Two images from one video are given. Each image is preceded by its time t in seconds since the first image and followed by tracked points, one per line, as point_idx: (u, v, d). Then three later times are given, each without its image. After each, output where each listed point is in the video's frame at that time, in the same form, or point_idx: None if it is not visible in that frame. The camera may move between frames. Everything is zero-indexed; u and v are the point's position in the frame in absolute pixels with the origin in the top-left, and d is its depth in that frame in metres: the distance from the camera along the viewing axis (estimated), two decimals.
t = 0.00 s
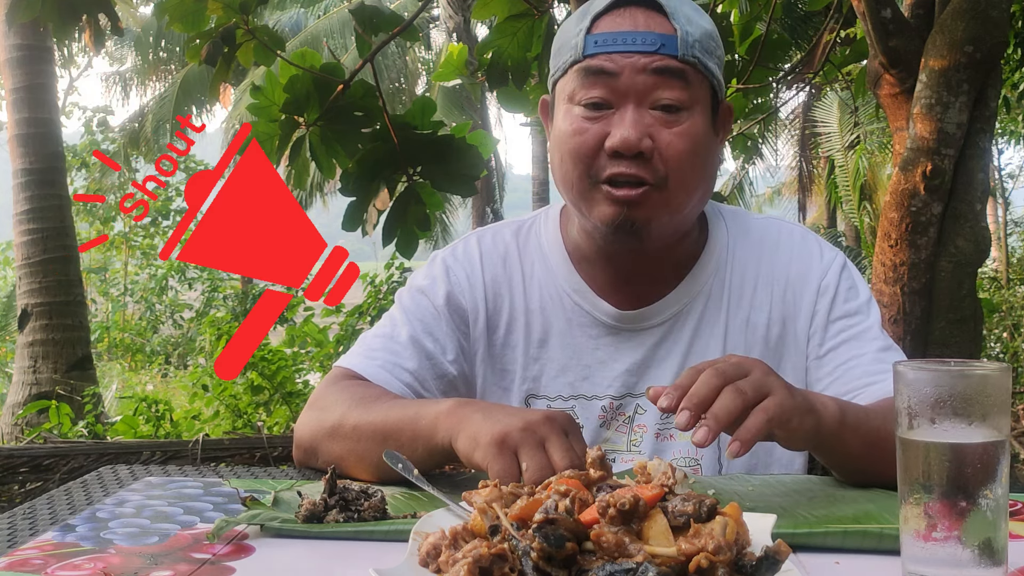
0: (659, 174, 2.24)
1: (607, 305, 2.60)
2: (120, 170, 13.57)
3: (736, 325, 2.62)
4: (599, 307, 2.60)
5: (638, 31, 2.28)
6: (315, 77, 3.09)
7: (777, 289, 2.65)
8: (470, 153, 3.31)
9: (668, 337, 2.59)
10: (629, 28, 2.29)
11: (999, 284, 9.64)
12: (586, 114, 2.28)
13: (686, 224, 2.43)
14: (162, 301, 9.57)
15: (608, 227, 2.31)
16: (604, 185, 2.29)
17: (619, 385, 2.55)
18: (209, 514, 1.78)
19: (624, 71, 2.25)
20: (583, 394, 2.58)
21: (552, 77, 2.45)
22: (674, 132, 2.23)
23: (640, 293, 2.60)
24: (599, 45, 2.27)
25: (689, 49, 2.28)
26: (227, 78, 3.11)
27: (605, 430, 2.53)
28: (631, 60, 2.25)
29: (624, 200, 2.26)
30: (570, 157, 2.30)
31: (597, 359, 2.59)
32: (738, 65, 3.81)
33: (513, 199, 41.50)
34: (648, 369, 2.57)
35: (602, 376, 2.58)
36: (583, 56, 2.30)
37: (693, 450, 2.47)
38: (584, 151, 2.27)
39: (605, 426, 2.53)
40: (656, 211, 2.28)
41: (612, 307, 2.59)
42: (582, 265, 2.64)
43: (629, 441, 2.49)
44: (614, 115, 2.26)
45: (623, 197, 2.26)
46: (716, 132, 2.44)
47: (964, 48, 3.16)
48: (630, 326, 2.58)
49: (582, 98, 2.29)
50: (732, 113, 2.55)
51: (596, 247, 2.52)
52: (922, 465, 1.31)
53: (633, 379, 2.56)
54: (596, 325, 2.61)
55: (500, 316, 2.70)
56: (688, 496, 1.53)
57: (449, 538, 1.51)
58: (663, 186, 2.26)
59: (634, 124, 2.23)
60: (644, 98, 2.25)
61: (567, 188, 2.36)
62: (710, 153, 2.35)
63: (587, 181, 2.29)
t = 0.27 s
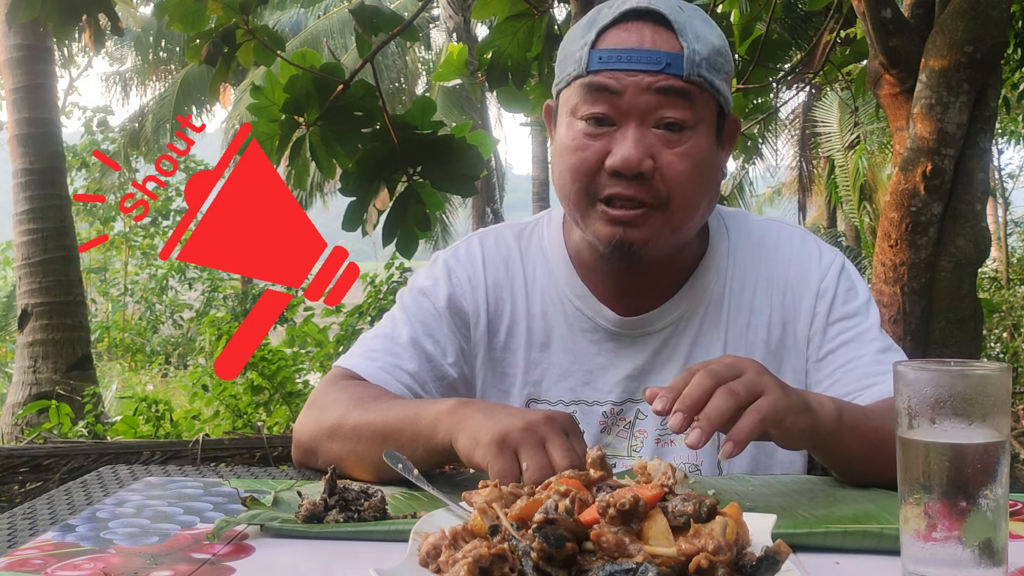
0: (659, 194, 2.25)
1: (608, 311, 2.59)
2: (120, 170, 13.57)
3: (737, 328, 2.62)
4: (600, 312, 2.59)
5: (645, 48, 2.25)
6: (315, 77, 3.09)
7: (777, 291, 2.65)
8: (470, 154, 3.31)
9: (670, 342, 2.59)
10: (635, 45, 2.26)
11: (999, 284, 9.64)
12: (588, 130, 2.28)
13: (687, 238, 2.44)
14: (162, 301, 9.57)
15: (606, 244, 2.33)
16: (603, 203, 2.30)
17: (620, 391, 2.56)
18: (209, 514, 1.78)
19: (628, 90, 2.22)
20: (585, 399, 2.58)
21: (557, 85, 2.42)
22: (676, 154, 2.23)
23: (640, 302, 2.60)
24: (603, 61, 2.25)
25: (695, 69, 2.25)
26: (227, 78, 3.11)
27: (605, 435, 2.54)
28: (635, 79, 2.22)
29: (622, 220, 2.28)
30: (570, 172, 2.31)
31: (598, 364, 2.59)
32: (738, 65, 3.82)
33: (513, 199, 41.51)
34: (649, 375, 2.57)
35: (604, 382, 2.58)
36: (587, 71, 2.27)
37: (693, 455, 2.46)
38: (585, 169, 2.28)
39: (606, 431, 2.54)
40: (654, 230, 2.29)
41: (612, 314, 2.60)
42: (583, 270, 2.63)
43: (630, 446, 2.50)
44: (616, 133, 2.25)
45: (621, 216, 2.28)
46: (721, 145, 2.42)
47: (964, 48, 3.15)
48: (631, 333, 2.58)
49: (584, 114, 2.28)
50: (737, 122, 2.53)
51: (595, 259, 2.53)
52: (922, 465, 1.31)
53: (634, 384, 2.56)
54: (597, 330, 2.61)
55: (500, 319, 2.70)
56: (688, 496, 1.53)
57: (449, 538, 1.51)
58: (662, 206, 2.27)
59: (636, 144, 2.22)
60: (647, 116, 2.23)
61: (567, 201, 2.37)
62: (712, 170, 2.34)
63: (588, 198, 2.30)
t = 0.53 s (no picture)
0: (664, 166, 2.25)
1: (608, 304, 2.60)
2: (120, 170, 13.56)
3: (737, 325, 2.62)
4: (600, 307, 2.60)
5: (644, 23, 2.30)
6: (315, 77, 3.09)
7: (778, 289, 2.65)
8: (470, 154, 3.31)
9: (670, 337, 2.59)
10: (634, 21, 2.31)
11: (999, 284, 9.64)
12: (591, 106, 2.29)
13: (690, 220, 2.43)
14: (162, 301, 9.57)
15: (611, 219, 2.31)
16: (607, 177, 2.29)
17: (619, 386, 2.55)
18: (210, 514, 1.78)
19: (629, 63, 2.26)
20: (585, 395, 2.58)
21: (556, 73, 2.46)
22: (679, 125, 2.24)
23: (642, 294, 2.60)
24: (603, 37, 2.29)
25: (694, 43, 2.30)
26: (227, 78, 3.11)
27: (604, 431, 2.53)
28: (636, 52, 2.26)
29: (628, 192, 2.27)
30: (573, 149, 2.31)
31: (598, 359, 2.59)
32: (738, 65, 3.82)
33: (513, 199, 41.54)
34: (648, 370, 2.57)
35: (603, 377, 2.58)
36: (588, 49, 2.31)
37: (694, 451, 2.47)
38: (588, 143, 2.28)
39: (605, 427, 2.53)
40: (659, 202, 2.28)
41: (613, 308, 2.59)
42: (583, 265, 2.65)
43: (629, 441, 2.49)
44: (618, 107, 2.28)
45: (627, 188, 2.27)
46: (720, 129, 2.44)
47: (964, 48, 3.16)
48: (631, 325, 2.58)
49: (586, 90, 2.30)
50: (733, 111, 2.56)
51: (598, 246, 2.51)
52: (922, 465, 1.31)
53: (633, 379, 2.56)
54: (597, 325, 2.61)
55: (500, 316, 2.70)
56: (688, 496, 1.53)
57: (449, 538, 1.51)
58: (667, 178, 2.26)
59: (638, 116, 2.24)
60: (648, 89, 2.26)
61: (570, 181, 2.37)
62: (714, 148, 2.35)
63: (592, 174, 2.30)
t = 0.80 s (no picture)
0: (658, 156, 2.26)
1: (606, 301, 2.60)
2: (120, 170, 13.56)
3: (736, 322, 2.62)
4: (598, 303, 2.60)
5: (631, 19, 2.31)
6: (315, 77, 3.08)
7: (777, 286, 2.65)
8: (470, 154, 3.31)
9: (669, 333, 2.59)
10: (620, 17, 2.32)
11: (999, 284, 9.63)
12: (582, 100, 2.31)
13: (685, 210, 2.43)
14: (162, 301, 9.57)
15: (608, 211, 2.31)
16: (602, 170, 2.30)
17: (618, 384, 2.55)
18: (210, 514, 1.78)
19: (618, 57, 2.28)
20: (584, 391, 2.57)
21: (546, 72, 2.47)
22: (669, 114, 2.26)
23: (641, 288, 2.61)
24: (591, 34, 2.30)
25: (681, 36, 2.30)
26: (227, 78, 3.11)
27: (606, 428, 2.53)
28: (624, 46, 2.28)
29: (624, 183, 2.27)
30: (567, 143, 2.32)
31: (597, 357, 2.59)
32: (738, 65, 3.83)
33: (513, 199, 41.55)
34: (647, 367, 2.57)
35: (602, 375, 2.58)
36: (576, 46, 2.33)
37: (695, 446, 2.45)
38: (582, 137, 2.29)
39: (607, 424, 2.54)
40: (656, 191, 2.28)
41: (611, 304, 2.60)
42: (581, 261, 2.65)
43: (630, 438, 2.50)
44: (609, 100, 2.29)
45: (622, 179, 2.27)
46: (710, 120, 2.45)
47: (964, 48, 3.15)
48: (630, 322, 2.58)
49: (576, 86, 2.32)
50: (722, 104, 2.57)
51: (595, 239, 2.52)
52: (922, 465, 1.31)
53: (632, 377, 2.56)
54: (595, 322, 2.61)
55: (499, 315, 2.70)
56: (688, 496, 1.53)
57: (449, 538, 1.51)
58: (662, 167, 2.27)
59: (629, 107, 2.26)
60: (638, 81, 2.28)
61: (565, 176, 2.37)
62: (706, 137, 2.36)
63: (586, 167, 2.31)
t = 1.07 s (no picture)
0: (637, 146, 2.25)
1: (598, 298, 2.61)
2: (120, 170, 13.56)
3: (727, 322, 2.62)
4: (590, 300, 2.61)
5: (603, 13, 2.35)
6: (315, 77, 3.08)
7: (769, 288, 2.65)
8: (470, 153, 3.31)
9: (659, 331, 2.58)
10: (594, 12, 2.36)
11: (999, 284, 9.63)
12: (562, 96, 2.33)
13: (671, 201, 2.42)
14: (162, 301, 9.57)
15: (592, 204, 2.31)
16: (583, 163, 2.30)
17: (611, 379, 2.56)
18: (210, 514, 1.78)
19: (592, 50, 2.30)
20: (576, 387, 2.57)
21: (530, 73, 2.51)
22: (645, 104, 2.26)
23: (634, 286, 2.64)
24: (566, 29, 2.34)
25: (653, 26, 2.32)
26: (227, 78, 3.11)
27: (598, 423, 2.52)
28: (597, 40, 2.30)
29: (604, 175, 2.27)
30: (549, 139, 2.33)
31: (590, 353, 2.59)
32: (738, 65, 3.84)
33: (513, 198, 41.57)
34: (639, 363, 2.56)
35: (595, 370, 2.58)
36: (553, 43, 2.36)
37: (687, 444, 2.45)
38: (562, 132, 2.30)
39: (599, 420, 2.52)
40: (637, 181, 2.27)
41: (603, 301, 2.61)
42: (574, 259, 2.68)
43: (622, 435, 2.48)
44: (587, 94, 2.31)
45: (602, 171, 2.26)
46: (694, 111, 2.45)
47: (964, 48, 3.16)
48: (621, 318, 2.59)
49: (556, 82, 2.34)
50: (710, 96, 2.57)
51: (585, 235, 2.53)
52: (922, 465, 1.31)
53: (624, 373, 2.56)
54: (588, 319, 2.61)
55: (494, 313, 2.70)
56: (688, 496, 1.53)
57: (449, 538, 1.51)
58: (641, 157, 2.26)
59: (606, 99, 2.27)
60: (613, 74, 2.30)
61: (550, 173, 2.39)
62: (687, 126, 2.35)
63: (567, 161, 2.31)
